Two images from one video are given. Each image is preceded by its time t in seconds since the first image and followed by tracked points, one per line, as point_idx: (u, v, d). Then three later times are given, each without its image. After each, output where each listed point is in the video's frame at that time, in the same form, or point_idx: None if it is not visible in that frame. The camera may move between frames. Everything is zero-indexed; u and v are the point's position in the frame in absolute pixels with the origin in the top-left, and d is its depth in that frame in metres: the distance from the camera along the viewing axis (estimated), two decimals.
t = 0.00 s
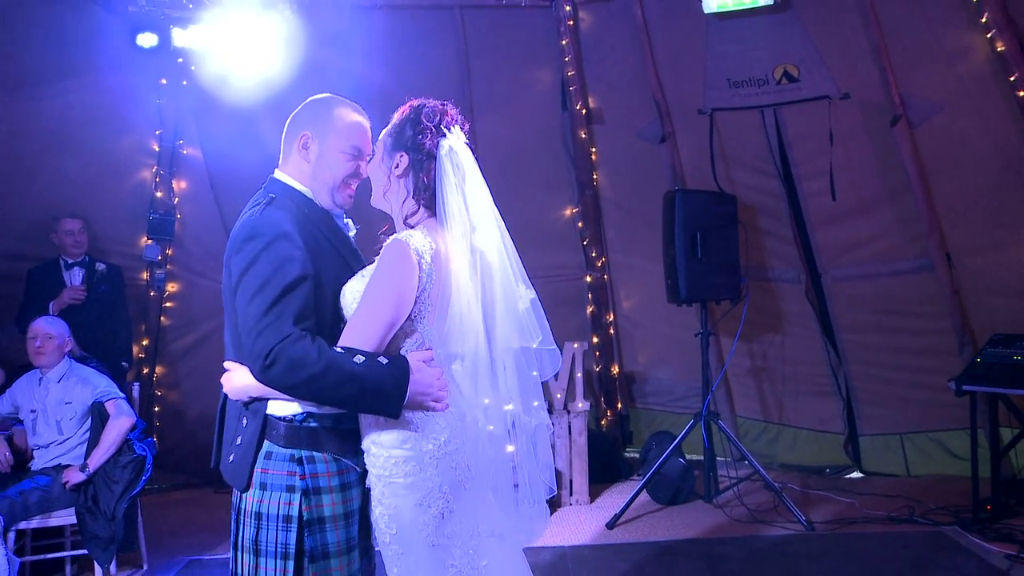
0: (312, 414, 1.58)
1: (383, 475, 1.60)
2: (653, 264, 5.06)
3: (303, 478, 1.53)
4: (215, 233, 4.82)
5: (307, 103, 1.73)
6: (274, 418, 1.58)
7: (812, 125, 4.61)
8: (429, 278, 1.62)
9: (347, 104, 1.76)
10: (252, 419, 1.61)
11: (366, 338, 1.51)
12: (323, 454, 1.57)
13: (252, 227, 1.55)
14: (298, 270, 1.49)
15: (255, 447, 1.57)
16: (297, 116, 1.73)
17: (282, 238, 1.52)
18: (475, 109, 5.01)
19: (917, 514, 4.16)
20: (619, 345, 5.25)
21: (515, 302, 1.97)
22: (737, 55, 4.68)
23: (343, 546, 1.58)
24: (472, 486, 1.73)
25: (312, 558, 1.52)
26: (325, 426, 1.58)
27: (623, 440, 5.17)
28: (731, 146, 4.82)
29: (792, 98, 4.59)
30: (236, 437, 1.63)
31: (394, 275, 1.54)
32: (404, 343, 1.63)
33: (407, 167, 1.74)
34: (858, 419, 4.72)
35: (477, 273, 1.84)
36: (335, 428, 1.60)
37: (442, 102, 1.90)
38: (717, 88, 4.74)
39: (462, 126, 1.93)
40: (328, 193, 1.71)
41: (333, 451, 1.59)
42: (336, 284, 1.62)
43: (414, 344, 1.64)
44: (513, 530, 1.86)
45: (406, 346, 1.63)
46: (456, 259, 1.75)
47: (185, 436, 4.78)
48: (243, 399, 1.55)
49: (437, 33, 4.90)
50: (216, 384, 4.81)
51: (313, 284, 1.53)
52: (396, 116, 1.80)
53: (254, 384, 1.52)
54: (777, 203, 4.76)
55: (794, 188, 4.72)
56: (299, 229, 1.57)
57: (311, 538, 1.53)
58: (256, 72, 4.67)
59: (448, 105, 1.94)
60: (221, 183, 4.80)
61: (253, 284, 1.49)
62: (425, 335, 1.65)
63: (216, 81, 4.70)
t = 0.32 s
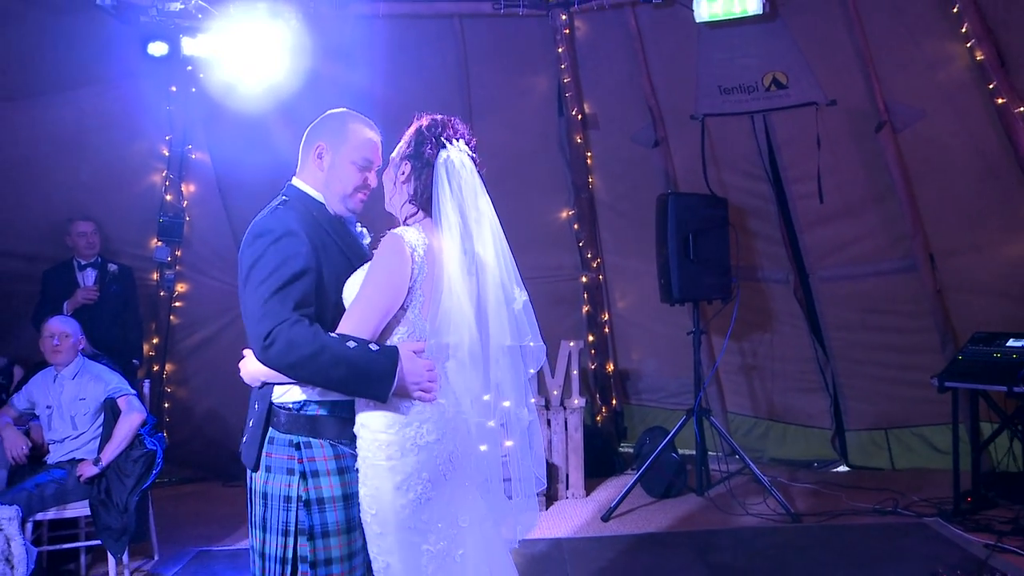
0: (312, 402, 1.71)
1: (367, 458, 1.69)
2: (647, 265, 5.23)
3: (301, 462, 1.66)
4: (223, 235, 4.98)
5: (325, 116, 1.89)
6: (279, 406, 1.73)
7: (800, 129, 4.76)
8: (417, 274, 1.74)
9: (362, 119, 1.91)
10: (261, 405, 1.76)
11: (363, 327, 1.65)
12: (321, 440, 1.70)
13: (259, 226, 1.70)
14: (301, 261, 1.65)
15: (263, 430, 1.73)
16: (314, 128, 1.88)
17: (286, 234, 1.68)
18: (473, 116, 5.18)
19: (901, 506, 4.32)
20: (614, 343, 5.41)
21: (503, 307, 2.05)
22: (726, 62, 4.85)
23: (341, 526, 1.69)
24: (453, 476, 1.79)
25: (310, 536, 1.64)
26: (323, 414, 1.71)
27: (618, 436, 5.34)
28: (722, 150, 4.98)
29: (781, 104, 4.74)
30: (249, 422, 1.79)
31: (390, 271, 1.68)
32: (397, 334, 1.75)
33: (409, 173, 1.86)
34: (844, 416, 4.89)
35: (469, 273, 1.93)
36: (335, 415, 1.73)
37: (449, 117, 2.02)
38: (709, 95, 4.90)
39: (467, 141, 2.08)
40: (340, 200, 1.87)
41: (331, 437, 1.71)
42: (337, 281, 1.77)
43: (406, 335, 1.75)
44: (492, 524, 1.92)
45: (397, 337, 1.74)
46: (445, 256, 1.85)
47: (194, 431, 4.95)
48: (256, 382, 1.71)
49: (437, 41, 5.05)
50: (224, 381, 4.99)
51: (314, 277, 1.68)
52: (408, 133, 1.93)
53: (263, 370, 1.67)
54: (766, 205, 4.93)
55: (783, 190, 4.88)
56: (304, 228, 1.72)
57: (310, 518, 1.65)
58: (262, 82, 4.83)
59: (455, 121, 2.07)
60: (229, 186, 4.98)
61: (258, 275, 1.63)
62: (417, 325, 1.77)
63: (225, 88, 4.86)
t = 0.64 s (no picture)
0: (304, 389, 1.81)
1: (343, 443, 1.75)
2: (642, 267, 5.42)
3: (293, 446, 1.78)
4: (232, 237, 5.17)
5: (323, 123, 1.99)
6: (278, 392, 1.84)
7: (789, 136, 4.93)
8: (395, 271, 1.79)
9: (355, 123, 1.99)
10: (266, 393, 1.89)
11: (343, 319, 1.73)
12: (312, 425, 1.79)
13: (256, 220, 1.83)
14: (290, 253, 1.76)
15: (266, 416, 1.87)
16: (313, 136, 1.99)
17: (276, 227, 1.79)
18: (474, 122, 5.36)
19: (884, 499, 4.50)
20: (609, 342, 5.59)
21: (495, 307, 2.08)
22: (718, 71, 5.01)
23: (333, 507, 1.78)
24: (429, 469, 1.82)
25: (298, 515, 1.76)
26: (314, 399, 1.80)
27: (613, 431, 5.55)
28: (713, 156, 5.16)
29: (772, 112, 4.89)
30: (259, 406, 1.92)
31: (370, 268, 1.75)
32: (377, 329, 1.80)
33: (409, 180, 1.95)
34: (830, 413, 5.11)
35: (459, 275, 1.97)
36: (328, 401, 1.81)
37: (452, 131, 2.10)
38: (700, 103, 5.06)
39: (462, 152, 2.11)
40: (339, 200, 1.97)
41: (323, 423, 1.80)
42: (330, 272, 1.86)
43: (385, 329, 1.80)
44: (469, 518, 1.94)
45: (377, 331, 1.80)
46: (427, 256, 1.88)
47: (203, 425, 5.14)
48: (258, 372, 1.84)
49: (438, 49, 5.22)
50: (232, 378, 5.16)
51: (303, 268, 1.78)
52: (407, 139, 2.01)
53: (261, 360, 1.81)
54: (756, 209, 5.10)
55: (772, 194, 5.05)
56: (296, 222, 1.83)
57: (300, 498, 1.77)
58: (272, 88, 4.99)
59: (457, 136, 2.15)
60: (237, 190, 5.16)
61: (251, 267, 1.76)
62: (398, 324, 1.82)
63: (232, 96, 5.02)
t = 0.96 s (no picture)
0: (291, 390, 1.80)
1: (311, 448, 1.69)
2: (637, 267, 5.54)
3: (286, 444, 1.79)
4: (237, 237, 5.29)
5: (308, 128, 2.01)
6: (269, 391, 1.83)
7: (781, 140, 5.06)
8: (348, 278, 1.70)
9: (343, 126, 2.01)
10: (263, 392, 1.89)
11: (304, 323, 1.65)
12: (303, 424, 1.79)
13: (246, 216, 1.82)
14: (271, 249, 1.73)
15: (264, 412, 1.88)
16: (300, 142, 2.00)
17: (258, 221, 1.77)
18: (473, 125, 5.48)
19: (872, 494, 4.63)
20: (605, 340, 5.72)
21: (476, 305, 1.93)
22: (711, 76, 5.12)
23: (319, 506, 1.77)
24: (394, 474, 1.71)
25: (293, 512, 1.78)
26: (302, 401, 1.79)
27: (609, 428, 5.68)
28: (707, 159, 5.28)
29: (765, 115, 5.01)
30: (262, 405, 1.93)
31: (325, 274, 1.67)
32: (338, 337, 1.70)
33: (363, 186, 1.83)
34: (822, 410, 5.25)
35: (431, 275, 1.84)
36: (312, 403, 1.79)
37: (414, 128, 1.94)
38: (695, 107, 5.18)
39: (425, 147, 1.94)
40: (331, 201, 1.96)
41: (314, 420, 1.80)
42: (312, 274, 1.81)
43: (344, 336, 1.70)
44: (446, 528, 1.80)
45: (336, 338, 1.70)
46: (388, 258, 1.77)
47: (209, 421, 5.27)
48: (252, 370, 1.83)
49: (438, 55, 5.33)
50: (237, 376, 5.28)
51: (281, 266, 1.74)
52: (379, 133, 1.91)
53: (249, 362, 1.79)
54: (749, 211, 5.22)
55: (764, 197, 5.18)
56: (281, 221, 1.79)
57: (293, 494, 1.78)
58: (276, 93, 5.09)
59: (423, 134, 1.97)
60: (243, 192, 5.28)
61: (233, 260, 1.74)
62: (360, 330, 1.72)
63: (237, 100, 5.13)
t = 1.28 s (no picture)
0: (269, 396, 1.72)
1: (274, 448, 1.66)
2: (631, 266, 5.78)
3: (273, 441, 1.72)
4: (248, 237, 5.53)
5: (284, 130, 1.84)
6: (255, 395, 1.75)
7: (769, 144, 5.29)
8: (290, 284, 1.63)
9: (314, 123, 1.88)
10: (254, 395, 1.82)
11: (261, 326, 1.61)
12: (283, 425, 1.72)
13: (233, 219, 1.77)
14: (247, 250, 1.66)
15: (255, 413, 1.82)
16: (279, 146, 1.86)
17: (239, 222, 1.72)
18: (474, 129, 5.71)
19: (854, 483, 4.87)
20: (601, 336, 5.96)
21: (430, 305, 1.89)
22: (703, 84, 5.36)
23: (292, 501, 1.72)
24: (348, 476, 1.67)
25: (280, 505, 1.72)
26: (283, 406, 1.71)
27: (603, 420, 5.93)
28: (699, 163, 5.51)
29: (754, 122, 5.23)
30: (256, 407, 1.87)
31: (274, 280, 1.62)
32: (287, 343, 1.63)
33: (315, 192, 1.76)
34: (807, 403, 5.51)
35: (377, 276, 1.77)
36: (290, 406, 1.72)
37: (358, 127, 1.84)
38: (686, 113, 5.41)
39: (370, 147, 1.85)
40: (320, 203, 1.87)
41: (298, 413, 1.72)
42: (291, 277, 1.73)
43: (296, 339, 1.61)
44: (407, 530, 1.76)
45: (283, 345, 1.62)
46: (331, 259, 1.71)
47: (222, 412, 5.52)
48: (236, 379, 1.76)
49: (440, 62, 5.57)
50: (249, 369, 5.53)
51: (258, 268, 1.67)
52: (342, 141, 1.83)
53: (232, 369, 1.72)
54: (738, 212, 5.46)
55: (754, 200, 5.41)
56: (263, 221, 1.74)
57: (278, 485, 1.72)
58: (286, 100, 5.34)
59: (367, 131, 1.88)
60: (254, 194, 5.53)
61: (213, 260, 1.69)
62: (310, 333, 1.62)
63: (249, 106, 5.38)
